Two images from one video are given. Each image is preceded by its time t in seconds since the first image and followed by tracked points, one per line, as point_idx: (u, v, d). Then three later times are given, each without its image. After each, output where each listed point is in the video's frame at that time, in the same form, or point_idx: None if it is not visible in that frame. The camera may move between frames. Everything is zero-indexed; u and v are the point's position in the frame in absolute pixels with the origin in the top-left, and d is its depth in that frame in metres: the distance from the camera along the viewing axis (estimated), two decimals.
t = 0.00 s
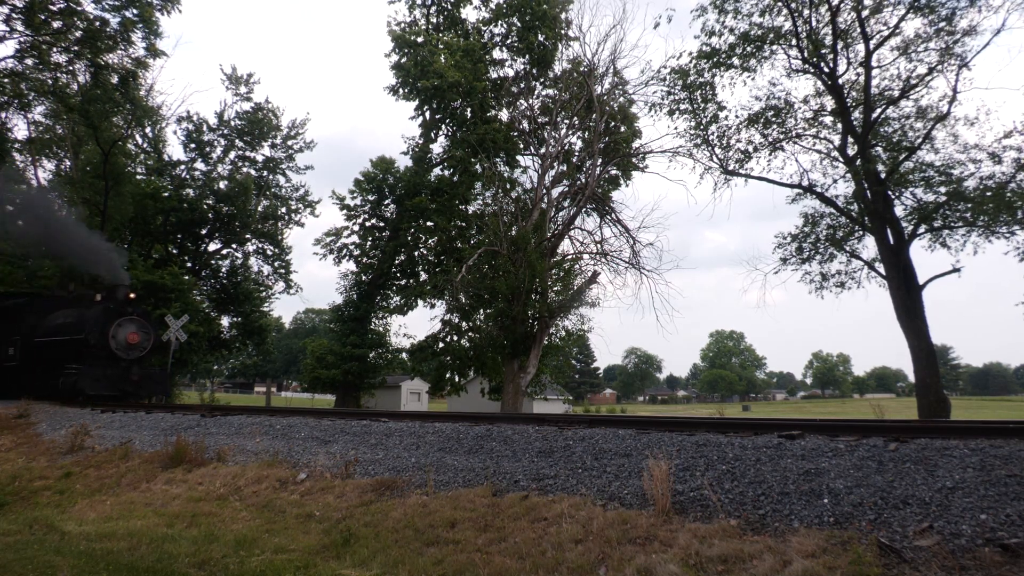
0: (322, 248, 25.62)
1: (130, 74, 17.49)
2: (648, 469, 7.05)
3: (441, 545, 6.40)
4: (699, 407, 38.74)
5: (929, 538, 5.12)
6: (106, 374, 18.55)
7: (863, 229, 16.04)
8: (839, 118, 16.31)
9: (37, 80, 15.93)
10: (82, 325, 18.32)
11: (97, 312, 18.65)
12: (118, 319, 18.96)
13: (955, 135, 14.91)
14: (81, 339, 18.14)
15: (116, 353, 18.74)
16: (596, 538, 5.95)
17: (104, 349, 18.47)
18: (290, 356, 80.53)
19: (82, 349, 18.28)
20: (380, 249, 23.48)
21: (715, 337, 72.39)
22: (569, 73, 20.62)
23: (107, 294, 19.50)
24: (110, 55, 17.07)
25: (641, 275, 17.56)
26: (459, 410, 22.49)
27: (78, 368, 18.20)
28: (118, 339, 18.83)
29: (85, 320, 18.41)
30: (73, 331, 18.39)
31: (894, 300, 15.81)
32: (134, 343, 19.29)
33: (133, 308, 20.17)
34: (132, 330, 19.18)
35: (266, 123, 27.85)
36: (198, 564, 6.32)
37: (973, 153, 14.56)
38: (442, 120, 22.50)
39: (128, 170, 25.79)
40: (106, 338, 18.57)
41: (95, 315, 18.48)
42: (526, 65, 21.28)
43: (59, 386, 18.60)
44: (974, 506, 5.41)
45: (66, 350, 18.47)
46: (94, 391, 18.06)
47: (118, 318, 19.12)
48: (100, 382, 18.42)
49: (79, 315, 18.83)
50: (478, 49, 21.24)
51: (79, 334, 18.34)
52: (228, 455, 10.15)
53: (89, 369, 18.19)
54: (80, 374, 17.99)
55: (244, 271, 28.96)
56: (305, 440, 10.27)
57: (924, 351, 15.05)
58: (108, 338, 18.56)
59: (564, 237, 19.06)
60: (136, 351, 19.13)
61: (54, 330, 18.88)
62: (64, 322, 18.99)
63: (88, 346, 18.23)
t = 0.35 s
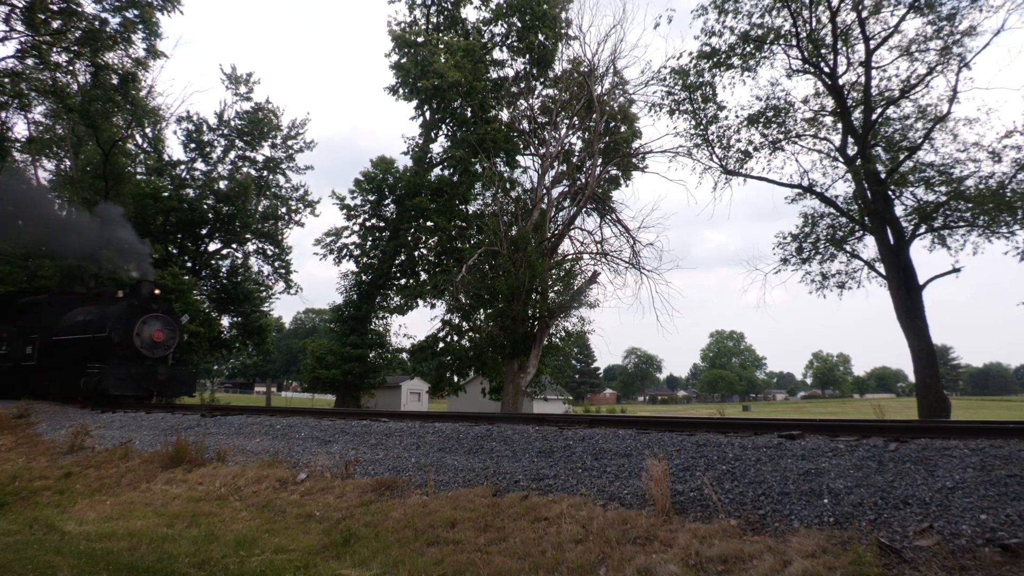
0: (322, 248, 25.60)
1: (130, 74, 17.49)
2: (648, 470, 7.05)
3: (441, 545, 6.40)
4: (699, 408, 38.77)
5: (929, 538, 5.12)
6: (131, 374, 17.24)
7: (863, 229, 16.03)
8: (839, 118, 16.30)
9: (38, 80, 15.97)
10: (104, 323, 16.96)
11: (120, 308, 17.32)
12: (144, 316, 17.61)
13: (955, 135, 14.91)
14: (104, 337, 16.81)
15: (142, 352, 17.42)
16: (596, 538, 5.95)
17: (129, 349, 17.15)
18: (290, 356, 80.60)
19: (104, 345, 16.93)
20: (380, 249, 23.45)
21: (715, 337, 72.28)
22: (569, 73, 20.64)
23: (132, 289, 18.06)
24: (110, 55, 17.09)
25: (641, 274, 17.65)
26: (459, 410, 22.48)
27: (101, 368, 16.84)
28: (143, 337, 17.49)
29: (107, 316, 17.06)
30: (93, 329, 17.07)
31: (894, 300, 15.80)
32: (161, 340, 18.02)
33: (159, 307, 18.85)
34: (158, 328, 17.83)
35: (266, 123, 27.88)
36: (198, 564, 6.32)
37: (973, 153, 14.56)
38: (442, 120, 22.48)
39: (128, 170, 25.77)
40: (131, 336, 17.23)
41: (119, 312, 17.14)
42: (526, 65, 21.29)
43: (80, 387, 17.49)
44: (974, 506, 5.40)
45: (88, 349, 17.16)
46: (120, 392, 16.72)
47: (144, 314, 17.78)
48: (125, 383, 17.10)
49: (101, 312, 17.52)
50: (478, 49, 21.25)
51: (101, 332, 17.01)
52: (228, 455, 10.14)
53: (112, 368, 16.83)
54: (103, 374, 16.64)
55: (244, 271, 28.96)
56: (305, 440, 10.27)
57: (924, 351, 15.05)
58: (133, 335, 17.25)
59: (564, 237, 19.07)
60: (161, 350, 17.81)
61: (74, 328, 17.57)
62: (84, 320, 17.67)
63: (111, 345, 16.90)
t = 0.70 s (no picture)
0: (322, 248, 25.56)
1: (130, 74, 17.50)
2: (648, 469, 7.05)
3: (441, 545, 6.40)
4: (698, 408, 38.79)
5: (929, 538, 5.12)
6: (158, 373, 16.64)
7: (863, 229, 16.04)
8: (839, 118, 16.31)
9: (38, 79, 16.00)
10: (130, 321, 16.22)
11: (146, 305, 16.58)
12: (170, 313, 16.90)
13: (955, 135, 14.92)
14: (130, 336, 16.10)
15: (168, 350, 16.80)
16: (596, 538, 5.94)
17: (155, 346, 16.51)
18: (290, 356, 80.64)
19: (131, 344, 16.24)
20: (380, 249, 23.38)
21: (715, 337, 72.13)
22: (569, 73, 20.66)
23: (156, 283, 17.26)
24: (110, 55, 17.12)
25: (641, 274, 18.01)
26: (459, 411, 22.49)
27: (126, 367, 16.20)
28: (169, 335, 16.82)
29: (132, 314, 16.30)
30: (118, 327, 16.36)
31: (894, 300, 15.80)
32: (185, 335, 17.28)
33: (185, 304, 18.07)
34: (185, 326, 17.12)
35: (266, 123, 27.88)
36: (198, 564, 6.32)
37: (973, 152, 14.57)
38: (442, 120, 22.46)
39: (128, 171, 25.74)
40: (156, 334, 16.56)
41: (145, 308, 16.40)
42: (526, 65, 21.29)
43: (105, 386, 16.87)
44: (974, 506, 5.40)
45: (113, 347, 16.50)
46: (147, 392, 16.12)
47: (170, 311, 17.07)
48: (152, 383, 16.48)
49: (126, 309, 16.79)
50: (478, 49, 21.26)
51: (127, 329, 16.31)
52: (228, 455, 10.15)
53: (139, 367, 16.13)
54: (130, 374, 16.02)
55: (244, 271, 28.95)
56: (306, 440, 10.27)
57: (924, 351, 15.05)
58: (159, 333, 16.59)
59: (564, 237, 19.09)
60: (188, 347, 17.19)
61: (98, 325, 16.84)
62: (109, 316, 16.93)
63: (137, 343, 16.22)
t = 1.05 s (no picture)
0: (321, 249, 25.53)
1: (130, 74, 17.51)
2: (648, 469, 7.04)
3: (441, 545, 6.40)
4: (699, 408, 38.78)
5: (929, 538, 5.12)
6: (188, 372, 15.82)
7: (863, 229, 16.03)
8: (839, 118, 16.31)
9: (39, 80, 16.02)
10: (158, 318, 15.40)
11: (175, 300, 15.75)
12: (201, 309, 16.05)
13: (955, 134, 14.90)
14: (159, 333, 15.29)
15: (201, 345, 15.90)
16: (596, 538, 5.94)
17: (184, 345, 15.70)
18: (290, 356, 80.66)
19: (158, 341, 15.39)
20: (380, 249, 23.26)
21: (715, 337, 72.07)
22: (569, 73, 20.68)
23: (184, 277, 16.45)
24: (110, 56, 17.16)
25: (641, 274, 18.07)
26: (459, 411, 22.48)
27: (155, 366, 15.37)
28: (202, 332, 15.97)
29: (161, 310, 15.47)
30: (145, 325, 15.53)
31: (894, 299, 15.79)
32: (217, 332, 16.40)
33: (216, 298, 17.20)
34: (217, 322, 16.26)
35: (266, 123, 27.87)
36: (198, 564, 6.32)
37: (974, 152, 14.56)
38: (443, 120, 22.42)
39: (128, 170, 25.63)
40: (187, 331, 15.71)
41: (173, 305, 15.58)
42: (526, 65, 21.31)
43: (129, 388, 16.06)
44: (974, 506, 5.40)
45: (140, 345, 15.69)
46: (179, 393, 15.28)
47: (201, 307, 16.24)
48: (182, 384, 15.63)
49: (153, 304, 15.96)
50: (478, 49, 21.28)
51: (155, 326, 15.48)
52: (228, 455, 10.14)
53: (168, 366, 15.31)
54: (159, 373, 15.18)
55: (244, 271, 28.96)
56: (306, 440, 10.26)
57: (924, 351, 15.06)
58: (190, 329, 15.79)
59: (565, 237, 19.10)
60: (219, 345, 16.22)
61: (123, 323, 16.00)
62: (136, 313, 16.11)
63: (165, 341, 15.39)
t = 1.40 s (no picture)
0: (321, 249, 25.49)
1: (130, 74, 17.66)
2: (648, 470, 7.05)
3: (442, 545, 6.41)
4: (699, 409, 38.75)
5: (929, 538, 5.12)
6: (224, 372, 15.21)
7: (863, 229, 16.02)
8: (839, 118, 16.30)
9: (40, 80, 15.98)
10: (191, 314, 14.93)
11: (208, 296, 15.27)
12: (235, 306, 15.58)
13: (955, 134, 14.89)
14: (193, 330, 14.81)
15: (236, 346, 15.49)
16: (596, 538, 5.94)
17: (219, 343, 15.24)
18: (290, 356, 80.66)
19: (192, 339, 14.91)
20: (380, 249, 23.14)
21: (715, 337, 72.04)
22: (569, 73, 20.72)
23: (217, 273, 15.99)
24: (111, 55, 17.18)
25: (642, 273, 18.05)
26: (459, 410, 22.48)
27: (188, 365, 14.87)
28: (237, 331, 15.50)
29: (195, 307, 15.01)
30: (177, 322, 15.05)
31: (894, 300, 15.79)
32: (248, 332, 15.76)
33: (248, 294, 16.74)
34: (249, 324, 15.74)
35: (266, 123, 27.88)
36: (198, 564, 6.32)
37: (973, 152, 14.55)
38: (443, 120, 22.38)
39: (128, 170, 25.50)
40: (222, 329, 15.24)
41: (206, 302, 15.14)
42: (526, 65, 21.35)
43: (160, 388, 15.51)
44: (973, 506, 5.41)
45: (172, 344, 15.20)
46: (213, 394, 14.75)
47: (234, 304, 15.76)
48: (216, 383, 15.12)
49: (185, 301, 15.48)
50: (478, 49, 21.28)
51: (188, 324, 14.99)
52: (228, 455, 10.14)
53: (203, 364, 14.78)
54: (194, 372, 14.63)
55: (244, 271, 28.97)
56: (305, 440, 10.26)
57: (924, 351, 15.07)
58: (225, 328, 15.30)
59: (564, 237, 19.14)
60: (255, 343, 15.80)
61: (154, 320, 15.51)
62: (166, 310, 15.63)
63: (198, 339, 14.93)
